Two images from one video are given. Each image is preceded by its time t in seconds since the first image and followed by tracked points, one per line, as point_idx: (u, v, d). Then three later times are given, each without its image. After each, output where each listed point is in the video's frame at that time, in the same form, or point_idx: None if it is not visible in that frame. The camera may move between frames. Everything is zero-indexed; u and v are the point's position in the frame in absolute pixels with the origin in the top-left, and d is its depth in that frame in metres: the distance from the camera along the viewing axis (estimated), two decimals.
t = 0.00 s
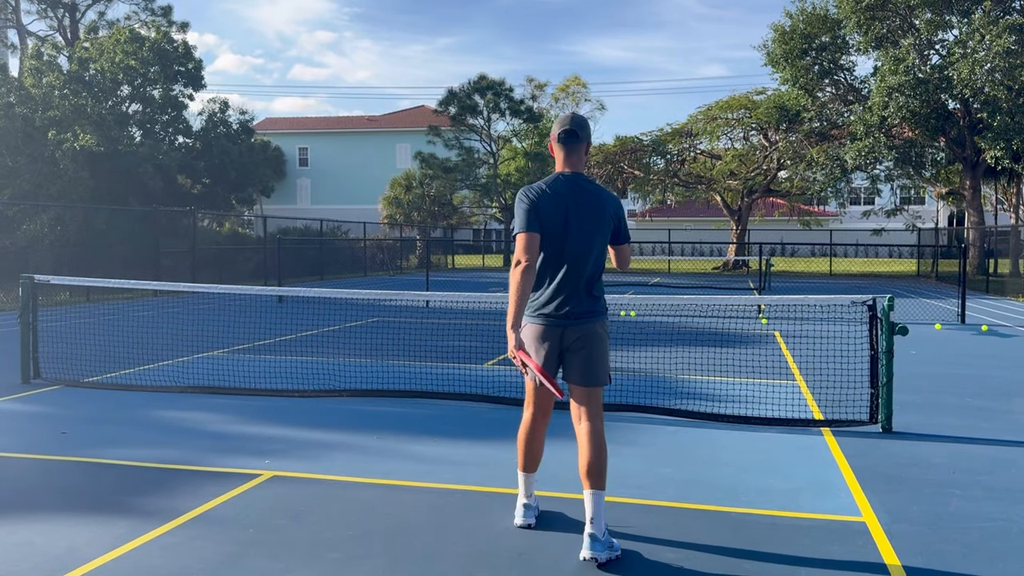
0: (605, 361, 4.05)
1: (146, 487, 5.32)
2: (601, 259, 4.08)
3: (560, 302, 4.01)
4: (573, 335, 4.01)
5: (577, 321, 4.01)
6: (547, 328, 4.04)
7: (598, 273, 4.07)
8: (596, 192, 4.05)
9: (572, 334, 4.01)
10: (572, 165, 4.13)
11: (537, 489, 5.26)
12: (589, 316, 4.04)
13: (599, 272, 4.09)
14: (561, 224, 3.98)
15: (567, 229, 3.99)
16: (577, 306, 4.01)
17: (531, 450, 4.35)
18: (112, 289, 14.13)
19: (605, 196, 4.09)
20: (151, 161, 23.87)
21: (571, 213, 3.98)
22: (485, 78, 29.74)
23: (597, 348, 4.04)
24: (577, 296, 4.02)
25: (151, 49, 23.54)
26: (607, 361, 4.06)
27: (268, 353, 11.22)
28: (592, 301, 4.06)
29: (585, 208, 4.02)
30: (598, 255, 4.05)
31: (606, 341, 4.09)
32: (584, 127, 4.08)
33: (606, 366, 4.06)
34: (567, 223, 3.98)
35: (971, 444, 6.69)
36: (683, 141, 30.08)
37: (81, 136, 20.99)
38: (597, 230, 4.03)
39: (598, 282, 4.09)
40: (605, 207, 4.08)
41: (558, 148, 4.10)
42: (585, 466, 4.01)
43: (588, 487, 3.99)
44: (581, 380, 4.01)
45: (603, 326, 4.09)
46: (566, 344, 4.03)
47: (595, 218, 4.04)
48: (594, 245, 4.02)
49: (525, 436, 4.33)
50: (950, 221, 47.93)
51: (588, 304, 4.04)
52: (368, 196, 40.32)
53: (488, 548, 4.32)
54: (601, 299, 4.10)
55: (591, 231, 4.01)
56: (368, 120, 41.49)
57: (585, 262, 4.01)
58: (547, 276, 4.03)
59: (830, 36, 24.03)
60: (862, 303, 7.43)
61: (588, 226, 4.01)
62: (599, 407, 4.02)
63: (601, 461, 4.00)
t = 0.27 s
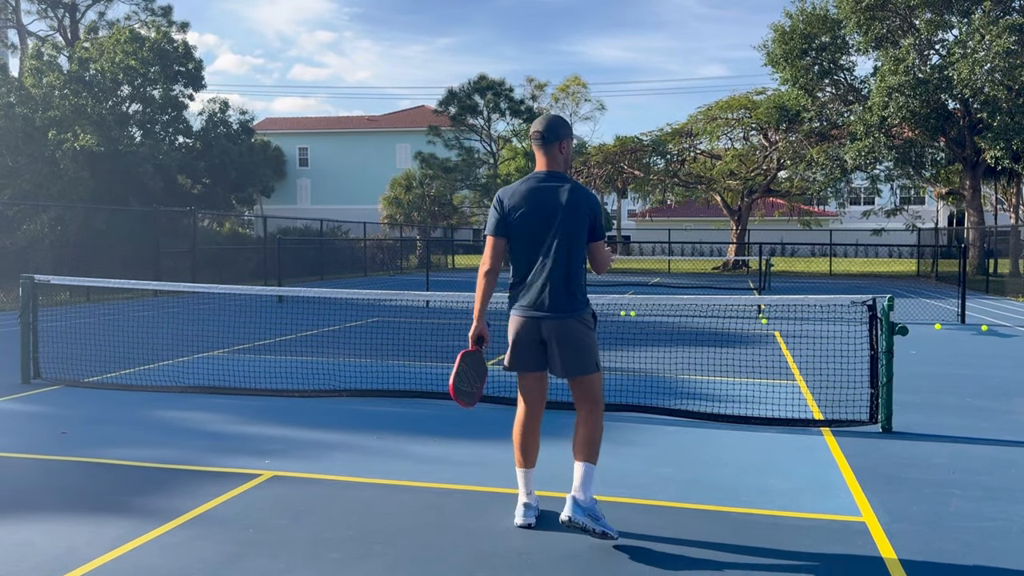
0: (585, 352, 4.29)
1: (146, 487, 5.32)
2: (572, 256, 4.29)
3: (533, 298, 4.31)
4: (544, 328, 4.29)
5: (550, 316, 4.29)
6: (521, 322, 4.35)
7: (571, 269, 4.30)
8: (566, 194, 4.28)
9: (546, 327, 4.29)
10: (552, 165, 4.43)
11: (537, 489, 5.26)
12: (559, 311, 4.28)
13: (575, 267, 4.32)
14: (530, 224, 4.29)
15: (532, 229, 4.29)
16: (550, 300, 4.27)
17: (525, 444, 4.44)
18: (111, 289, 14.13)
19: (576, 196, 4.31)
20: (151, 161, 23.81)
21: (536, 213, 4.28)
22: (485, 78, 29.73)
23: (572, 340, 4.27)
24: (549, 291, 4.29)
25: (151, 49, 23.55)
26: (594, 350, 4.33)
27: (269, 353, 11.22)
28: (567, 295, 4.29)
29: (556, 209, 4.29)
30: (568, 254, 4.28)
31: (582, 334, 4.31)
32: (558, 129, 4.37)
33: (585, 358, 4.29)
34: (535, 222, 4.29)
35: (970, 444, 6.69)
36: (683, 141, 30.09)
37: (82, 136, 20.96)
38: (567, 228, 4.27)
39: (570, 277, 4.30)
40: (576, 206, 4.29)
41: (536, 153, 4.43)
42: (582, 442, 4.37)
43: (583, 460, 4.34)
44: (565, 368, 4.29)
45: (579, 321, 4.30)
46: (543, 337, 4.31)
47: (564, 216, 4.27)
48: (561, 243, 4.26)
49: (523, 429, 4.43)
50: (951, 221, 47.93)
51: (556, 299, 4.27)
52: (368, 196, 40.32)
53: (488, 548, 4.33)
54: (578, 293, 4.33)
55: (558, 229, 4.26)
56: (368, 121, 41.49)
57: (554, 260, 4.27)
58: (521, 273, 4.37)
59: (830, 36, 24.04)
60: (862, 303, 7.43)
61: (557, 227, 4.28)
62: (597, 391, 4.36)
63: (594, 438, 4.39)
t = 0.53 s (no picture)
0: (575, 349, 4.29)
1: (146, 487, 5.32)
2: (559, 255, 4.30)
3: (522, 294, 4.37)
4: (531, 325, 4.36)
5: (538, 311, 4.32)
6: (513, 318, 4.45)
7: (560, 267, 4.30)
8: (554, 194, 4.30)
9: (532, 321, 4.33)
10: (554, 166, 4.46)
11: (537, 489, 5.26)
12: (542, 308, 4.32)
13: (566, 265, 4.32)
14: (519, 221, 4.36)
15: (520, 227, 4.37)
16: (538, 296, 4.31)
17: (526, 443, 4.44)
18: (111, 289, 14.13)
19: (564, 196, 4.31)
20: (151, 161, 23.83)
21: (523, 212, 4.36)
22: (485, 78, 29.73)
23: (557, 336, 4.28)
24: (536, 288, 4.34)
25: (151, 49, 23.54)
26: (588, 348, 4.35)
27: (268, 353, 11.21)
28: (555, 292, 4.30)
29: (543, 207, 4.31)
30: (555, 252, 4.29)
31: (571, 331, 4.30)
32: (558, 130, 4.40)
33: (571, 355, 4.28)
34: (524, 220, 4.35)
35: (970, 444, 6.69)
36: (683, 141, 30.09)
37: (81, 136, 20.94)
38: (555, 227, 4.27)
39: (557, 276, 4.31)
40: (563, 206, 4.29)
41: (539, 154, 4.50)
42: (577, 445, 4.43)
43: (579, 463, 4.45)
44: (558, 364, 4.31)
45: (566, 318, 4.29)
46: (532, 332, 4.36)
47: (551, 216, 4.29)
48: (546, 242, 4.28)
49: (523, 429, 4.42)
50: (951, 221, 47.91)
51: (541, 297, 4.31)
52: (368, 196, 40.33)
53: (488, 548, 4.32)
54: (567, 291, 4.32)
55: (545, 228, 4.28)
56: (368, 121, 41.49)
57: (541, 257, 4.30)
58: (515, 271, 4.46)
59: (830, 36, 24.03)
60: (862, 303, 7.42)
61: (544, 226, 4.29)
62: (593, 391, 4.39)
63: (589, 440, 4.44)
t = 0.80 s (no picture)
0: (575, 349, 4.31)
1: (146, 486, 5.33)
2: (566, 258, 4.32)
3: (528, 293, 4.42)
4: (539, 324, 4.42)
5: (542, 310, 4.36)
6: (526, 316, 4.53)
7: (564, 269, 4.32)
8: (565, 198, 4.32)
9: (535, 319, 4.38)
10: (574, 168, 4.45)
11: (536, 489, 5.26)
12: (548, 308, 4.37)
13: (570, 267, 4.33)
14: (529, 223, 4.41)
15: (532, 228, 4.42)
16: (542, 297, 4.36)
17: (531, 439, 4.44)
18: (111, 289, 14.13)
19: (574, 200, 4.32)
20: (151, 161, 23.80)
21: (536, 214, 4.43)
22: (485, 78, 29.72)
23: (560, 336, 4.32)
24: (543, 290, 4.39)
25: (151, 49, 23.56)
26: (590, 350, 4.37)
27: (269, 353, 11.22)
28: (558, 293, 4.33)
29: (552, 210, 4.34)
30: (560, 254, 4.31)
31: (572, 331, 4.32)
32: (578, 133, 4.38)
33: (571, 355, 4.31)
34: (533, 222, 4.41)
35: (971, 444, 6.69)
36: (683, 141, 30.11)
37: (82, 136, 20.92)
38: (563, 229, 4.29)
39: (561, 279, 4.33)
40: (573, 210, 4.31)
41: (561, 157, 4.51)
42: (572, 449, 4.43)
43: (577, 468, 4.45)
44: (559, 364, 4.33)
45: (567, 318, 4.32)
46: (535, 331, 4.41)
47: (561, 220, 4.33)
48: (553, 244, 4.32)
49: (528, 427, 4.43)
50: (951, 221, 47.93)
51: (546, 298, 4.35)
52: (368, 196, 40.34)
53: (489, 547, 4.33)
54: (572, 292, 4.33)
55: (551, 230, 4.31)
56: (369, 121, 41.49)
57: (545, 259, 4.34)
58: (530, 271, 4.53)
59: (830, 36, 24.03)
60: (862, 303, 7.42)
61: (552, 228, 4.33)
62: (586, 395, 4.41)
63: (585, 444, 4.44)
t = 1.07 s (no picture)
0: (581, 349, 4.34)
1: (146, 486, 5.33)
2: (573, 258, 4.35)
3: (543, 293, 4.54)
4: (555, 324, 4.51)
5: (551, 311, 4.46)
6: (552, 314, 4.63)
7: (573, 269, 4.35)
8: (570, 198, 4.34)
9: (546, 319, 4.50)
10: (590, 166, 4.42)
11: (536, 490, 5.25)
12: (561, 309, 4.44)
13: (579, 267, 4.35)
14: (541, 225, 4.50)
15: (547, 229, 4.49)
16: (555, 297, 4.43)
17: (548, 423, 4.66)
18: (111, 289, 14.13)
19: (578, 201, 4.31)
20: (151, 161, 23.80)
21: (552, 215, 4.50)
22: (485, 78, 29.73)
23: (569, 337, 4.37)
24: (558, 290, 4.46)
25: (151, 49, 23.59)
26: (603, 351, 4.38)
27: (269, 353, 11.22)
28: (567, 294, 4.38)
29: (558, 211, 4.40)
30: (568, 255, 4.36)
31: (575, 331, 4.36)
32: (587, 132, 4.36)
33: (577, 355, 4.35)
34: (547, 224, 4.49)
35: (971, 444, 6.69)
36: (683, 141, 30.12)
37: (82, 136, 20.92)
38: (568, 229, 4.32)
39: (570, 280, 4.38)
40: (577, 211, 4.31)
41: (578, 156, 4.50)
42: (575, 448, 4.45)
43: (578, 467, 4.45)
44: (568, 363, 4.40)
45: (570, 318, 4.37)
46: (552, 331, 4.51)
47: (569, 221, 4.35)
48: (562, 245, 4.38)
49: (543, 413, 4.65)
50: (951, 220, 47.95)
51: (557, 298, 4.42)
52: (368, 196, 40.35)
53: (488, 547, 4.33)
54: (581, 293, 4.36)
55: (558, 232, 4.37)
56: (369, 121, 41.51)
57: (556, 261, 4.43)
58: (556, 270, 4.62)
59: (830, 36, 24.04)
60: (862, 303, 7.42)
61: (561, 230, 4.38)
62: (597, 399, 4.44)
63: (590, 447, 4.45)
